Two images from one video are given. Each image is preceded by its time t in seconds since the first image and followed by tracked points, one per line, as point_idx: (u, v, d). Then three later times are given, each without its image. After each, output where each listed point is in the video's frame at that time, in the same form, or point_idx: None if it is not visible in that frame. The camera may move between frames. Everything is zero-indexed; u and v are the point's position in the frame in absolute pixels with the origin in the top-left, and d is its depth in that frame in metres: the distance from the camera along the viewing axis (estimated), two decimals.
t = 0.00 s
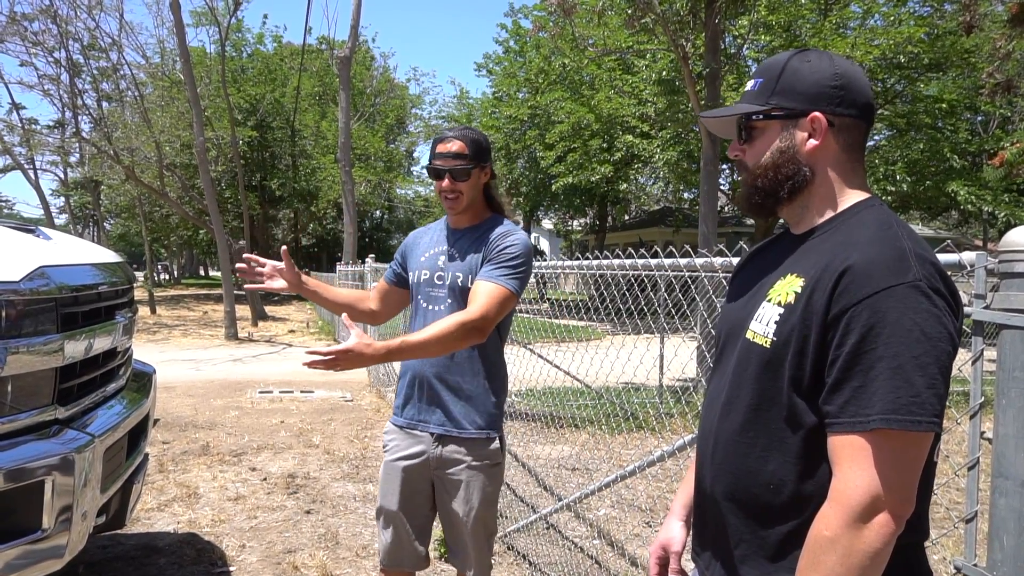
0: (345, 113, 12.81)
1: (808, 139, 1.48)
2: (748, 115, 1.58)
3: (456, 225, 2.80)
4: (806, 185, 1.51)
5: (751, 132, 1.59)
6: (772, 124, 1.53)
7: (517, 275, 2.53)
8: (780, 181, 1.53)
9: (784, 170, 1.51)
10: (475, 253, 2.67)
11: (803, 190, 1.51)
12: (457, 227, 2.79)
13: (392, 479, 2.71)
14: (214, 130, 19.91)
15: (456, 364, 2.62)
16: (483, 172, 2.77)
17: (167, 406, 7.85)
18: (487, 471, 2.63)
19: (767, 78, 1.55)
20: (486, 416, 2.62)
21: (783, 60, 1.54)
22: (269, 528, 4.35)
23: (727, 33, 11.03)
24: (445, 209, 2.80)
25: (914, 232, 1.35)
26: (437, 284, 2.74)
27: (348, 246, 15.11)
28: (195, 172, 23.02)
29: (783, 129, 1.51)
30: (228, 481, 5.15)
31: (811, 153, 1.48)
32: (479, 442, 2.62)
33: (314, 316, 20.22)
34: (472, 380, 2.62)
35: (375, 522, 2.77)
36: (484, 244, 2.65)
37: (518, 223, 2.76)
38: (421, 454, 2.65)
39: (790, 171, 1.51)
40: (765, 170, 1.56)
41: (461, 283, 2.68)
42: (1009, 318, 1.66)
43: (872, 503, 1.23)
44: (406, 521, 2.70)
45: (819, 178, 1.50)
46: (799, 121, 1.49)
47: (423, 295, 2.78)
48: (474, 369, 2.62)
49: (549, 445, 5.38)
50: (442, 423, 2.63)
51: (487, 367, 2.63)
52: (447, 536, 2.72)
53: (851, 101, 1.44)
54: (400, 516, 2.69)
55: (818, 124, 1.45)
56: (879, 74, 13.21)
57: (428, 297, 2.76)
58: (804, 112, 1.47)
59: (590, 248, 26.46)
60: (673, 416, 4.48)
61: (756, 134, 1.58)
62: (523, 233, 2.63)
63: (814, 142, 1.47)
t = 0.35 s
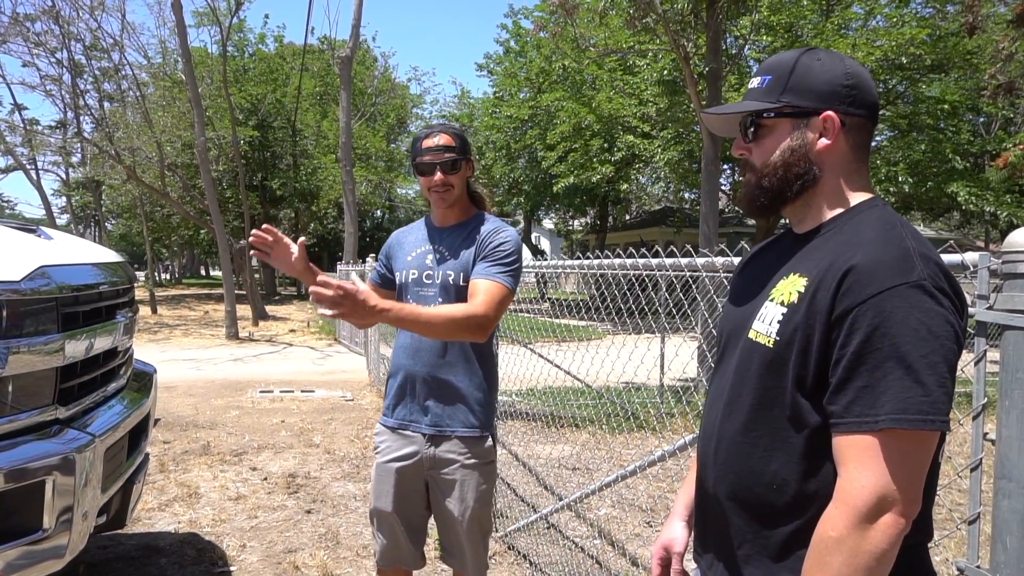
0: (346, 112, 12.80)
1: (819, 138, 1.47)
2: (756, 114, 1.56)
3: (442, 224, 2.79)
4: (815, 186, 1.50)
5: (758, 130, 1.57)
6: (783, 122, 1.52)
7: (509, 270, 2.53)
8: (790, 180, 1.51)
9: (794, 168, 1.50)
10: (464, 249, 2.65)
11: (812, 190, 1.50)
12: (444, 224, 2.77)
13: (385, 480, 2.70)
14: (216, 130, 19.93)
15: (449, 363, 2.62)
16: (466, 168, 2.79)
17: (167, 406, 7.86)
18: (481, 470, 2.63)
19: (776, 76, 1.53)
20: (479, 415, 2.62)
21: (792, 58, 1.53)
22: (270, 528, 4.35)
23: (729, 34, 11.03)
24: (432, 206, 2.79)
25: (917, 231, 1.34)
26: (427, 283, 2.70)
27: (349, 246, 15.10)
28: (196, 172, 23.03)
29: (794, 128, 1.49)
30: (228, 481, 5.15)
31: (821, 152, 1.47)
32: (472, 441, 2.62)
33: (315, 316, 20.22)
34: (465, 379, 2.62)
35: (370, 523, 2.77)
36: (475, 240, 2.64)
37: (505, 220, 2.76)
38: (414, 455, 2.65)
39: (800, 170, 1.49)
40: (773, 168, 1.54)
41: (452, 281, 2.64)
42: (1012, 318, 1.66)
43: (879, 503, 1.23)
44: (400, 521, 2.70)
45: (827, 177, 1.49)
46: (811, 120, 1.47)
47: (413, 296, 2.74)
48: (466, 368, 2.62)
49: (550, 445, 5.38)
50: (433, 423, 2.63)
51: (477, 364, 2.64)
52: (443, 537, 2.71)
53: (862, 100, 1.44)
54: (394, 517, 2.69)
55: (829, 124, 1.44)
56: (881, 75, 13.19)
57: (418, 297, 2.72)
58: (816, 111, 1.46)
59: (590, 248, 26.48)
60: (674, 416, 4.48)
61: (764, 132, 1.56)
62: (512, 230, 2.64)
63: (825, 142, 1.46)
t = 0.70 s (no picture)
0: (345, 107, 12.76)
1: (831, 132, 1.46)
2: (766, 106, 1.53)
3: (425, 219, 2.78)
4: (825, 181, 1.49)
5: (768, 120, 1.54)
6: (795, 114, 1.49)
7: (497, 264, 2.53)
8: (801, 173, 1.49)
9: (807, 161, 1.48)
10: (450, 244, 2.64)
11: (823, 184, 1.49)
12: (427, 220, 2.76)
13: (377, 478, 2.69)
14: (214, 125, 19.88)
15: (440, 360, 2.61)
16: (449, 163, 2.78)
17: (167, 402, 7.85)
18: (473, 465, 2.63)
19: (787, 68, 1.50)
20: (469, 411, 2.62)
21: (804, 50, 1.50)
22: (270, 523, 4.35)
23: (729, 29, 11.00)
24: (416, 201, 2.77)
25: (921, 227, 1.34)
26: (412, 279, 2.68)
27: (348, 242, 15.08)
28: (195, 168, 22.98)
29: (807, 121, 1.47)
30: (228, 476, 5.15)
31: (833, 146, 1.46)
32: (463, 436, 2.61)
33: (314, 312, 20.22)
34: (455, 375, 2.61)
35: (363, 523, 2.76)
36: (460, 234, 2.64)
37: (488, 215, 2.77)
38: (405, 452, 2.64)
39: (812, 163, 1.48)
40: (785, 160, 1.51)
41: (439, 276, 2.63)
42: (1014, 314, 1.65)
43: (881, 498, 1.22)
44: (394, 520, 2.70)
45: (837, 171, 1.48)
46: (824, 114, 1.45)
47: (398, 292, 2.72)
48: (458, 362, 2.62)
49: (550, 441, 5.38)
50: (424, 419, 2.62)
51: (467, 360, 2.63)
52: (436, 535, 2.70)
53: (873, 95, 1.43)
54: (386, 515, 2.68)
55: (844, 117, 1.43)
56: (881, 70, 13.17)
57: (404, 293, 2.70)
58: (829, 104, 1.44)
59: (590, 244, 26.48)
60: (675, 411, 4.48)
61: (774, 123, 1.53)
62: (496, 224, 2.65)
63: (838, 135, 1.45)
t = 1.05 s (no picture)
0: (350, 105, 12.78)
1: (838, 129, 1.45)
2: (773, 102, 1.52)
3: (407, 217, 2.77)
4: (830, 178, 1.48)
5: (774, 116, 1.53)
6: (802, 110, 1.48)
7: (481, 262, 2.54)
8: (808, 170, 1.48)
9: (811, 158, 1.48)
10: (432, 241, 2.64)
11: (828, 182, 1.48)
12: (409, 217, 2.76)
13: (370, 477, 2.69)
14: (219, 123, 19.92)
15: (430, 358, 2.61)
16: (429, 157, 2.78)
17: (172, 399, 7.87)
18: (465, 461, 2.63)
19: (794, 63, 1.49)
20: (459, 408, 2.62)
21: (810, 45, 1.49)
22: (275, 520, 4.35)
23: (734, 25, 10.98)
24: (397, 196, 2.77)
25: (928, 224, 1.33)
26: (397, 279, 2.68)
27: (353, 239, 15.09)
28: (200, 166, 23.05)
29: (814, 117, 1.46)
30: (233, 473, 5.16)
31: (840, 142, 1.45)
32: (454, 433, 2.61)
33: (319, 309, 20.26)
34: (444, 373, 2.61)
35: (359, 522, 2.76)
36: (442, 231, 2.64)
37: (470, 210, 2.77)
38: (397, 450, 2.64)
39: (819, 159, 1.47)
40: (791, 157, 1.50)
41: (423, 275, 2.63)
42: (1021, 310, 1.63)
43: (887, 497, 1.22)
44: (388, 517, 2.70)
45: (844, 167, 1.47)
46: (831, 111, 1.45)
47: (384, 291, 2.72)
48: (448, 361, 2.62)
49: (555, 438, 5.39)
50: (414, 417, 2.62)
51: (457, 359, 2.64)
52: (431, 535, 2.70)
53: (880, 91, 1.42)
54: (380, 513, 2.69)
55: (850, 113, 1.42)
56: (887, 66, 13.12)
57: (390, 293, 2.70)
58: (835, 100, 1.43)
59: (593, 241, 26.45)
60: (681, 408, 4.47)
61: (780, 119, 1.52)
62: (480, 220, 2.65)
63: (845, 132, 1.44)
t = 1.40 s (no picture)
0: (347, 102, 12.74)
1: (835, 126, 1.44)
2: (768, 99, 1.51)
3: (385, 214, 2.75)
4: (826, 176, 1.47)
5: (771, 113, 1.52)
6: (798, 108, 1.47)
7: (461, 257, 2.54)
8: (805, 167, 1.48)
9: (807, 156, 1.48)
10: (411, 238, 2.63)
11: (825, 179, 1.48)
12: (386, 214, 2.75)
13: (358, 476, 2.68)
14: (216, 120, 19.87)
15: (415, 355, 2.60)
16: (407, 153, 2.77)
17: (168, 396, 7.85)
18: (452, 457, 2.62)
19: (791, 61, 1.48)
20: (445, 404, 2.62)
21: (806, 42, 1.49)
22: (271, 518, 4.35)
23: (731, 23, 10.97)
24: (375, 193, 2.75)
25: (924, 222, 1.32)
26: (378, 277, 2.67)
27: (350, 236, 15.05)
28: (197, 163, 22.99)
29: (811, 115, 1.46)
30: (230, 471, 5.15)
31: (837, 140, 1.45)
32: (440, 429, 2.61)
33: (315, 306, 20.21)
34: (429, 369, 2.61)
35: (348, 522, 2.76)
36: (422, 227, 2.63)
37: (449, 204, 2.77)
38: (384, 449, 2.64)
39: (817, 157, 1.47)
40: (787, 156, 1.50)
41: (405, 272, 2.62)
42: (1019, 309, 1.63)
43: (884, 496, 1.21)
44: (377, 516, 2.70)
45: (840, 165, 1.47)
46: (827, 108, 1.44)
47: (367, 289, 2.70)
48: (433, 356, 2.62)
49: (552, 436, 5.39)
50: (401, 415, 2.62)
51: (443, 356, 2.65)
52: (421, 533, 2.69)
53: (876, 88, 1.42)
54: (370, 511, 2.68)
55: (847, 111, 1.41)
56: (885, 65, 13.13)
57: (372, 291, 2.69)
58: (832, 98, 1.43)
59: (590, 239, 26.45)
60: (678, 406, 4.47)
61: (776, 116, 1.51)
62: (458, 214, 2.65)
63: (842, 130, 1.44)
